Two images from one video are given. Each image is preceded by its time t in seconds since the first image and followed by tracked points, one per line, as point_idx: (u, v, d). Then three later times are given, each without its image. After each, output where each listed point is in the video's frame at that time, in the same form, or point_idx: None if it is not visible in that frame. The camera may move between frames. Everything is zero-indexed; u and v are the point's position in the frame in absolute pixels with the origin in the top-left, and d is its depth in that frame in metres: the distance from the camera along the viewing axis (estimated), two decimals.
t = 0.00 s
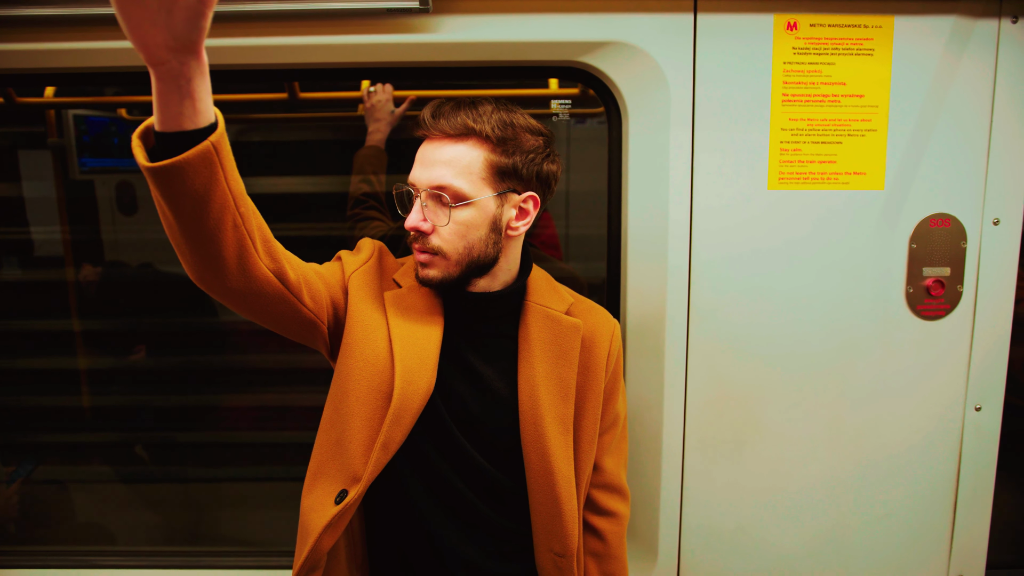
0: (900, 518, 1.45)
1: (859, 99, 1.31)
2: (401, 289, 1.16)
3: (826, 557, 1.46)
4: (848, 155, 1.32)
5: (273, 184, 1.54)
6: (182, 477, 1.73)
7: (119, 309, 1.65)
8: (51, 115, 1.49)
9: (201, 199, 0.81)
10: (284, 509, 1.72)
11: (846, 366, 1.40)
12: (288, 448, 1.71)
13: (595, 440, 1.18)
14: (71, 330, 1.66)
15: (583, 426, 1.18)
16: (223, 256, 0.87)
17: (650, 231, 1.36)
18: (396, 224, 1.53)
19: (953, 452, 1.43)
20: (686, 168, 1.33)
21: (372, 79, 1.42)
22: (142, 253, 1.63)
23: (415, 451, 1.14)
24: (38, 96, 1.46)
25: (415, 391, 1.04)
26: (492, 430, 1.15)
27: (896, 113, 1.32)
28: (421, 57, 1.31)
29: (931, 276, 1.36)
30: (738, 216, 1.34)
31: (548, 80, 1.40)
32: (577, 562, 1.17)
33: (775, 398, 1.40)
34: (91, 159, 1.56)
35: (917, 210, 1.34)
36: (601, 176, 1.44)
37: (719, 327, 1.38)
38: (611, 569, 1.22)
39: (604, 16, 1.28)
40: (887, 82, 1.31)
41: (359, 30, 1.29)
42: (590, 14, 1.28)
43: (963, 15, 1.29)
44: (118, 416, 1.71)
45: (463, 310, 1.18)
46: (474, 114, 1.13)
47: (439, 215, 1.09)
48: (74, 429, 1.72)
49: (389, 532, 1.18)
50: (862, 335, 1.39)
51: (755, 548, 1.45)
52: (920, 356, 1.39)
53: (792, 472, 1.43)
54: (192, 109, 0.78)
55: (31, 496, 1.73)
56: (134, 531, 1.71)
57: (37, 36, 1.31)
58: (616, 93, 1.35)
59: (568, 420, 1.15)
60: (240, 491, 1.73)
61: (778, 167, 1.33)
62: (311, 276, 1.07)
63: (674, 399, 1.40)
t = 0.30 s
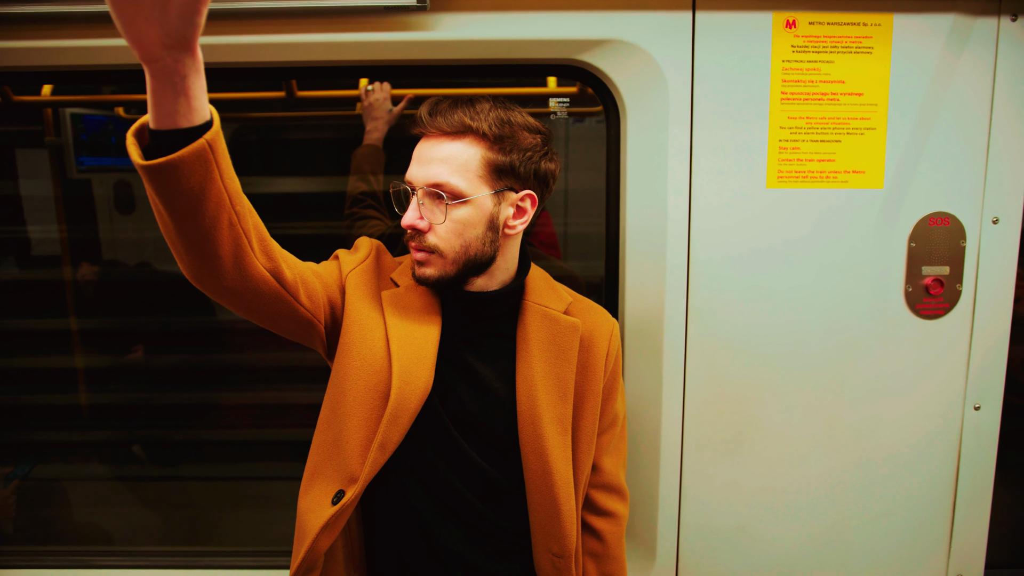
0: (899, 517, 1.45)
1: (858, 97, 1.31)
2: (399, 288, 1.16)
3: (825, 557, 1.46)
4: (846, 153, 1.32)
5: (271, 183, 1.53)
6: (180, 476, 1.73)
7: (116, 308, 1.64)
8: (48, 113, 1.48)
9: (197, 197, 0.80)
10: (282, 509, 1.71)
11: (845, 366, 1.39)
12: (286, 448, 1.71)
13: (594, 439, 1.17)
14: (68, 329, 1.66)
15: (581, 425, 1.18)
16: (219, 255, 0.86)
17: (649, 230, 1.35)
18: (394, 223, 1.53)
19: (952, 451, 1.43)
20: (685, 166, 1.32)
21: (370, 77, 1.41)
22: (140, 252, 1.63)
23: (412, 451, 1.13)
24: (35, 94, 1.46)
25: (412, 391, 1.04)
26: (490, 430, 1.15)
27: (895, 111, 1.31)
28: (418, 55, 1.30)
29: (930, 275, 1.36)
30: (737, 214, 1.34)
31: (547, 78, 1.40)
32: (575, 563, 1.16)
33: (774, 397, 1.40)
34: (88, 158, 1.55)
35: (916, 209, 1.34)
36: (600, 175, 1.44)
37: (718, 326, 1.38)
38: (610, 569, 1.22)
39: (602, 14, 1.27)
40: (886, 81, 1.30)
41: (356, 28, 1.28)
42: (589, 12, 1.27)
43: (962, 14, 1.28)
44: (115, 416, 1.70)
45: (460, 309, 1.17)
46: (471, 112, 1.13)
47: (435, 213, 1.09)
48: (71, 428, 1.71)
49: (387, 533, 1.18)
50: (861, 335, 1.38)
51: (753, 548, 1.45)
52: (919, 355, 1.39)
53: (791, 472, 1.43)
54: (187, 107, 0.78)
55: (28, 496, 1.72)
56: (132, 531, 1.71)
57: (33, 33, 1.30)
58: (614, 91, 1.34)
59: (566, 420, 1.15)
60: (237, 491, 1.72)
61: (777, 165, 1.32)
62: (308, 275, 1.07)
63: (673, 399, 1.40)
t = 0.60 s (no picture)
0: (896, 518, 1.44)
1: (856, 96, 1.30)
2: (396, 288, 1.16)
3: (823, 557, 1.45)
4: (844, 152, 1.32)
5: (268, 182, 1.53)
6: (177, 477, 1.72)
7: (113, 308, 1.64)
8: (46, 112, 1.48)
9: (192, 196, 0.80)
10: (280, 509, 1.71)
11: (843, 365, 1.39)
12: (283, 448, 1.71)
13: (592, 440, 1.17)
14: (65, 329, 1.65)
15: (579, 426, 1.17)
16: (214, 254, 0.85)
17: (647, 230, 1.35)
18: (392, 223, 1.53)
19: (950, 451, 1.43)
20: (682, 166, 1.32)
21: (369, 77, 1.40)
22: (138, 251, 1.62)
23: (409, 452, 1.13)
24: (32, 92, 1.45)
25: (409, 391, 1.03)
26: (487, 430, 1.14)
27: (894, 110, 1.31)
28: (416, 54, 1.30)
29: (928, 274, 1.35)
30: (734, 214, 1.34)
31: (545, 78, 1.39)
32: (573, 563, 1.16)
33: (772, 398, 1.40)
34: (85, 158, 1.54)
35: (914, 209, 1.34)
36: (598, 174, 1.43)
37: (716, 327, 1.37)
38: (607, 569, 1.22)
39: (600, 13, 1.27)
40: (884, 80, 1.30)
41: (353, 26, 1.27)
42: (587, 12, 1.27)
43: (961, 13, 1.28)
44: (112, 416, 1.70)
45: (458, 309, 1.17)
46: (469, 110, 1.12)
47: (433, 213, 1.08)
48: (68, 428, 1.70)
49: (384, 534, 1.17)
50: (860, 334, 1.38)
51: (751, 548, 1.45)
52: (917, 355, 1.39)
53: (789, 472, 1.42)
54: (181, 105, 0.77)
55: (26, 496, 1.72)
56: (128, 532, 1.70)
57: (29, 32, 1.30)
58: (612, 90, 1.34)
59: (564, 420, 1.15)
60: (235, 491, 1.72)
61: (775, 165, 1.32)
62: (304, 275, 1.06)
63: (671, 398, 1.39)
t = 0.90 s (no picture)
0: (895, 518, 1.44)
1: (854, 96, 1.30)
2: (392, 289, 1.15)
3: (821, 558, 1.45)
4: (843, 153, 1.32)
5: (266, 184, 1.53)
6: (175, 478, 1.72)
7: (110, 310, 1.63)
8: (43, 113, 1.48)
9: (187, 197, 0.80)
10: (277, 511, 1.70)
11: (841, 366, 1.39)
12: (281, 449, 1.70)
13: (589, 440, 1.17)
14: (62, 331, 1.64)
15: (576, 426, 1.17)
16: (210, 255, 0.85)
17: (645, 231, 1.35)
18: (390, 224, 1.52)
19: (949, 451, 1.42)
20: (680, 166, 1.32)
21: (366, 77, 1.40)
22: (136, 252, 1.61)
23: (406, 453, 1.12)
24: (29, 93, 1.44)
25: (406, 392, 1.03)
26: (484, 431, 1.14)
27: (892, 110, 1.31)
28: (413, 54, 1.30)
29: (926, 275, 1.35)
30: (732, 214, 1.33)
31: (542, 78, 1.39)
32: (570, 564, 1.15)
33: (770, 398, 1.40)
34: (82, 158, 1.54)
35: (913, 209, 1.34)
36: (596, 175, 1.43)
37: (714, 327, 1.37)
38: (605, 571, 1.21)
39: (597, 13, 1.27)
40: (882, 80, 1.30)
41: (350, 27, 1.27)
42: (584, 12, 1.27)
43: (959, 14, 1.28)
44: (110, 417, 1.69)
45: (455, 309, 1.17)
46: (466, 110, 1.12)
47: (429, 213, 1.08)
48: (65, 430, 1.70)
49: (380, 536, 1.17)
50: (858, 335, 1.38)
51: (749, 549, 1.44)
52: (915, 355, 1.39)
53: (787, 472, 1.42)
54: (177, 106, 0.77)
55: (22, 497, 1.71)
56: (126, 533, 1.70)
57: (26, 32, 1.30)
58: (610, 91, 1.34)
59: (561, 421, 1.14)
60: (233, 492, 1.72)
61: (772, 165, 1.32)
62: (301, 276, 1.06)
63: (669, 399, 1.39)
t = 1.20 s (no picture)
0: (895, 519, 1.44)
1: (855, 95, 1.29)
2: (391, 288, 1.15)
3: (821, 558, 1.45)
4: (843, 151, 1.31)
5: (264, 183, 1.52)
6: (173, 478, 1.71)
7: (108, 311, 1.62)
8: (41, 112, 1.47)
9: (184, 195, 0.79)
10: (276, 512, 1.69)
11: (841, 366, 1.38)
12: (281, 449, 1.70)
13: (588, 440, 1.16)
14: (60, 332, 1.64)
15: (576, 426, 1.17)
16: (207, 254, 0.84)
17: (645, 230, 1.34)
18: (389, 224, 1.51)
19: (950, 451, 1.42)
20: (680, 165, 1.31)
21: (365, 75, 1.39)
22: (135, 252, 1.61)
23: (405, 453, 1.12)
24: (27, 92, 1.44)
25: (404, 392, 1.02)
26: (483, 431, 1.13)
27: (893, 108, 1.30)
28: (412, 53, 1.29)
29: (928, 275, 1.35)
30: (732, 213, 1.33)
31: (542, 77, 1.38)
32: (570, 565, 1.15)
33: (770, 399, 1.39)
34: (81, 157, 1.54)
35: (913, 208, 1.33)
36: (596, 174, 1.42)
37: (714, 327, 1.36)
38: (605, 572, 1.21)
39: (597, 11, 1.26)
40: (882, 78, 1.29)
41: (348, 24, 1.26)
42: (584, 10, 1.26)
43: (960, 12, 1.27)
44: (109, 418, 1.69)
45: (454, 309, 1.16)
46: (465, 108, 1.12)
47: (428, 211, 1.07)
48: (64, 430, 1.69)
49: (379, 536, 1.16)
50: (858, 334, 1.37)
51: (749, 549, 1.44)
52: (916, 355, 1.38)
53: (787, 473, 1.41)
54: (173, 103, 0.76)
55: (20, 499, 1.70)
56: (128, 534, 1.69)
57: (22, 31, 1.29)
58: (609, 89, 1.33)
59: (561, 420, 1.14)
60: (232, 492, 1.71)
61: (773, 165, 1.31)
62: (298, 275, 1.05)
63: (669, 399, 1.38)
